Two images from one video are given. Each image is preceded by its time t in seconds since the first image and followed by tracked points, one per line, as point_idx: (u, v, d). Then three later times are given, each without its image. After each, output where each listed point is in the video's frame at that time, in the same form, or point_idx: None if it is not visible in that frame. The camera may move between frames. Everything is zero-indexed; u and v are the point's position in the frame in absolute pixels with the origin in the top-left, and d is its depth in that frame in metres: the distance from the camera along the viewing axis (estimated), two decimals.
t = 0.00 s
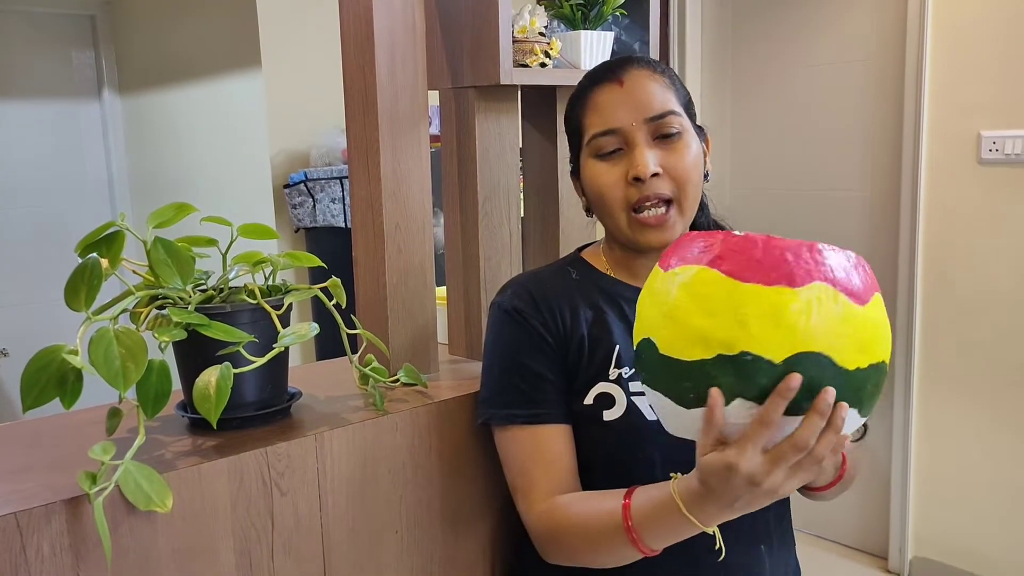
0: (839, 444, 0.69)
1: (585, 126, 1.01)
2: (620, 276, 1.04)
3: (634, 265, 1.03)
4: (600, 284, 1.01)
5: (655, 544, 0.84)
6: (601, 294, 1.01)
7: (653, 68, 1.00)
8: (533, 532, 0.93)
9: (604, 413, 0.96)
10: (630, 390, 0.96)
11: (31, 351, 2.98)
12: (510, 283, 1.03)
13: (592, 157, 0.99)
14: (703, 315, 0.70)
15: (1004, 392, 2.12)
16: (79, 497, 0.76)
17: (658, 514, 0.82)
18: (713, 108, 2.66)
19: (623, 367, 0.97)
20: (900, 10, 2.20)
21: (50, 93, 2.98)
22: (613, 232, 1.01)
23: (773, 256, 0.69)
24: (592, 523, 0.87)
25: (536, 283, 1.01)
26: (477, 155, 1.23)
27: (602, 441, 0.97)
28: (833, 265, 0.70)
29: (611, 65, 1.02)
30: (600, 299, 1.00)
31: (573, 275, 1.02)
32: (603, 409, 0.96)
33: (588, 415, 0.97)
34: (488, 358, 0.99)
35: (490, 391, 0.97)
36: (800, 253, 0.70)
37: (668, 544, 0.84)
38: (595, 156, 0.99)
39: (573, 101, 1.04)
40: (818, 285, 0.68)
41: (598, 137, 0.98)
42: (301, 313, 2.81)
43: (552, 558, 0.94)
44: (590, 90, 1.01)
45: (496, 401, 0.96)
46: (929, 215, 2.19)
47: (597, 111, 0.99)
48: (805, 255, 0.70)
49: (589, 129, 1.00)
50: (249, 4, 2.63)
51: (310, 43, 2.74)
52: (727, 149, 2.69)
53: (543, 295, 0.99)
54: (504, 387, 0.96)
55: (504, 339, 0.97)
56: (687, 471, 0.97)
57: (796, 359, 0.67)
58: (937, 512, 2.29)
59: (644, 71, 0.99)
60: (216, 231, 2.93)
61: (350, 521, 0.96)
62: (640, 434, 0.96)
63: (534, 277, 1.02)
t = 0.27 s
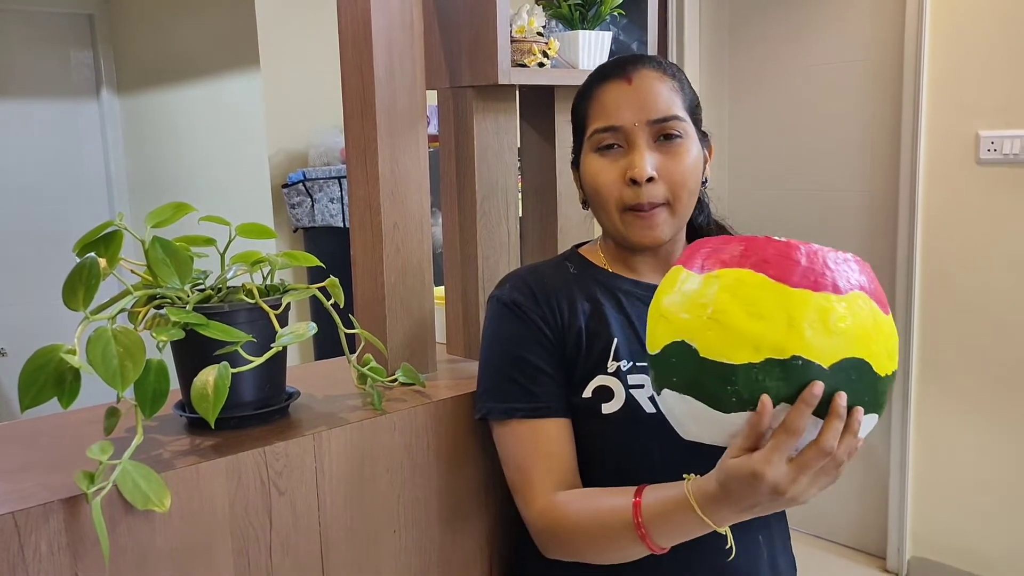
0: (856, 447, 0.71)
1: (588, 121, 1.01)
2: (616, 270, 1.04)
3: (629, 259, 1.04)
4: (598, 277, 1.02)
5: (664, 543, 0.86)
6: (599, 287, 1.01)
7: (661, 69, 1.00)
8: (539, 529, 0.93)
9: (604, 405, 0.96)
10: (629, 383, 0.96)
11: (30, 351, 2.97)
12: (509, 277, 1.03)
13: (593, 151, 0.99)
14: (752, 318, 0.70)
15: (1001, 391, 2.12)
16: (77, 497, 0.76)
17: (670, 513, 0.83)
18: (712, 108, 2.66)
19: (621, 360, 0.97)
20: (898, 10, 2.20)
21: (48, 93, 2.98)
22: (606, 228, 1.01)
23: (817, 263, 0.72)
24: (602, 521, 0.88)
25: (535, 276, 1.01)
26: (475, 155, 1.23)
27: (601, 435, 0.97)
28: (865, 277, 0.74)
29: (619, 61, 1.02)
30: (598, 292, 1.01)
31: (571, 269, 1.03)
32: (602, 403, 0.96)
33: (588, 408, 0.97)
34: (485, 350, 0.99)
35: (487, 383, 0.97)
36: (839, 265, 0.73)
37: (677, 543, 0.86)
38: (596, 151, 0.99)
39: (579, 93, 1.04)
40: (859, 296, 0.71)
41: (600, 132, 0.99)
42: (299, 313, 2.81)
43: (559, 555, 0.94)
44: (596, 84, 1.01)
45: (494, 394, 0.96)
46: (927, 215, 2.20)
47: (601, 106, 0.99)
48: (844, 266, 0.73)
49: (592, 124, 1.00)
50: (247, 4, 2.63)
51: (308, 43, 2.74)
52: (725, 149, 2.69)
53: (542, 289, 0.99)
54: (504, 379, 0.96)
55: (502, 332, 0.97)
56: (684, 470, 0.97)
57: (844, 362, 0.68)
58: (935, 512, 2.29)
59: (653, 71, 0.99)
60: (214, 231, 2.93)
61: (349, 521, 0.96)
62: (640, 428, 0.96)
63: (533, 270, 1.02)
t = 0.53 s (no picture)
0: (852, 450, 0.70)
1: (592, 136, 1.00)
2: (617, 270, 1.04)
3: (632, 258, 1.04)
4: (598, 276, 1.02)
5: (660, 537, 0.86)
6: (599, 286, 1.01)
7: (664, 80, 0.99)
8: (538, 526, 0.93)
9: (603, 404, 0.96)
10: (628, 381, 0.97)
11: (28, 351, 2.97)
12: (509, 276, 1.03)
13: (597, 168, 0.99)
14: (753, 318, 0.70)
15: (999, 391, 2.12)
16: (76, 496, 0.76)
17: (666, 507, 0.83)
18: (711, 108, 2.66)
19: (621, 359, 0.97)
20: (896, 10, 2.20)
21: (47, 93, 2.98)
22: (611, 235, 1.02)
23: (837, 276, 0.69)
24: (599, 515, 0.88)
25: (534, 276, 1.01)
26: (474, 154, 1.23)
27: (600, 434, 0.97)
28: (893, 299, 0.70)
29: (623, 67, 1.00)
30: (597, 291, 1.01)
31: (571, 269, 1.03)
32: (601, 402, 0.96)
33: (587, 407, 0.96)
34: (485, 349, 0.98)
35: (487, 383, 0.97)
36: (867, 283, 0.70)
37: (673, 537, 0.86)
38: (601, 167, 0.98)
39: (580, 105, 1.02)
40: (874, 315, 0.68)
41: (605, 150, 0.98)
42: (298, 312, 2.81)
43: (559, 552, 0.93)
44: (599, 95, 0.99)
45: (494, 394, 0.96)
46: (925, 214, 2.20)
47: (605, 124, 0.97)
48: (869, 285, 0.70)
49: (596, 142, 0.99)
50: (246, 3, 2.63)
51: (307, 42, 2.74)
52: (724, 148, 2.69)
53: (542, 288, 0.99)
54: (503, 378, 0.95)
55: (502, 331, 0.97)
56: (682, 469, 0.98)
57: (837, 380, 0.67)
58: (934, 512, 2.29)
59: (657, 84, 0.98)
60: (212, 230, 2.93)
61: (347, 520, 0.96)
62: (639, 427, 0.96)
63: (532, 270, 1.02)
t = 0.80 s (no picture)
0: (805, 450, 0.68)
1: (596, 133, 1.00)
2: (615, 270, 1.04)
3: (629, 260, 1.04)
4: (596, 276, 1.02)
5: (644, 529, 0.87)
6: (596, 286, 1.01)
7: (675, 82, 0.99)
8: (535, 524, 0.93)
9: (599, 404, 0.96)
10: (624, 381, 0.97)
11: (26, 351, 2.96)
12: (507, 275, 1.03)
13: (600, 165, 0.99)
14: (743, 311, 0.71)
15: (998, 391, 2.12)
16: (74, 496, 0.76)
17: (653, 499, 0.84)
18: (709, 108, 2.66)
19: (616, 359, 0.97)
20: (895, 10, 2.20)
21: (46, 93, 2.97)
22: (607, 233, 1.02)
23: (831, 291, 0.67)
24: (589, 512, 0.89)
25: (532, 275, 1.01)
26: (473, 154, 1.23)
27: (595, 434, 0.97)
28: (881, 322, 0.66)
29: (634, 66, 0.99)
30: (595, 291, 1.01)
31: (569, 268, 1.03)
32: (597, 401, 0.96)
33: (582, 407, 0.97)
34: (481, 349, 0.98)
35: (482, 383, 0.97)
36: (857, 301, 0.66)
37: (657, 529, 0.87)
38: (603, 165, 0.99)
39: (584, 98, 1.02)
40: (841, 332, 0.66)
41: (609, 148, 0.98)
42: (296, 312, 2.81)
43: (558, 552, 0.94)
44: (606, 93, 0.99)
45: (488, 394, 0.96)
46: (924, 214, 2.20)
47: (611, 121, 0.98)
48: (860, 303, 0.66)
49: (601, 139, 0.99)
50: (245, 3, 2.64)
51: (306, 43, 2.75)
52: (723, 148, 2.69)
53: (539, 288, 0.99)
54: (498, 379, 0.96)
55: (499, 332, 0.97)
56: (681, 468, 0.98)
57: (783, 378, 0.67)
58: (932, 511, 2.29)
59: (667, 86, 0.98)
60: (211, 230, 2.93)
61: (346, 520, 0.96)
62: (634, 427, 0.96)
63: (530, 268, 1.03)
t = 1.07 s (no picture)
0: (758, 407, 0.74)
1: (598, 122, 1.00)
2: (611, 270, 1.04)
3: (625, 258, 1.04)
4: (592, 276, 1.02)
5: (636, 521, 0.90)
6: (592, 286, 1.01)
7: (678, 75, 1.00)
8: (530, 519, 0.94)
9: (592, 405, 0.96)
10: (617, 382, 0.97)
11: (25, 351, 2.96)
12: (505, 274, 1.04)
13: (601, 153, 0.99)
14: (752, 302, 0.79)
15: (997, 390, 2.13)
16: (72, 495, 0.76)
17: (648, 491, 0.88)
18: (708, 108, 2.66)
19: (610, 360, 0.97)
20: (894, 10, 2.20)
21: (44, 92, 2.97)
22: (604, 226, 1.02)
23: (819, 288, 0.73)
24: (583, 506, 0.91)
25: (528, 274, 1.02)
26: (472, 154, 1.23)
27: (588, 434, 0.97)
28: (828, 292, 0.73)
29: (638, 57, 1.00)
30: (590, 291, 1.01)
31: (565, 268, 1.03)
32: (590, 402, 0.96)
33: (575, 408, 0.97)
34: (475, 347, 0.99)
35: (474, 381, 0.98)
36: (816, 273, 0.75)
37: (650, 521, 0.90)
38: (604, 153, 0.99)
39: (590, 90, 1.03)
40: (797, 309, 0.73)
41: (610, 136, 0.99)
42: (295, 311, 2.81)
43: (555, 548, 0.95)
44: (610, 82, 1.00)
45: (478, 393, 0.97)
46: (922, 214, 2.20)
47: (612, 111, 0.99)
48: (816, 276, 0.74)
49: (602, 127, 1.00)
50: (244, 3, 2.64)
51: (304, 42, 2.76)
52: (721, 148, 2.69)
53: (534, 287, 1.00)
54: (489, 379, 0.96)
55: (493, 330, 0.98)
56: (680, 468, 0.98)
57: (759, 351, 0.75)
58: (931, 511, 2.30)
59: (670, 76, 0.99)
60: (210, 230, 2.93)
61: (345, 520, 0.96)
62: (628, 427, 0.96)
63: (527, 268, 1.03)
